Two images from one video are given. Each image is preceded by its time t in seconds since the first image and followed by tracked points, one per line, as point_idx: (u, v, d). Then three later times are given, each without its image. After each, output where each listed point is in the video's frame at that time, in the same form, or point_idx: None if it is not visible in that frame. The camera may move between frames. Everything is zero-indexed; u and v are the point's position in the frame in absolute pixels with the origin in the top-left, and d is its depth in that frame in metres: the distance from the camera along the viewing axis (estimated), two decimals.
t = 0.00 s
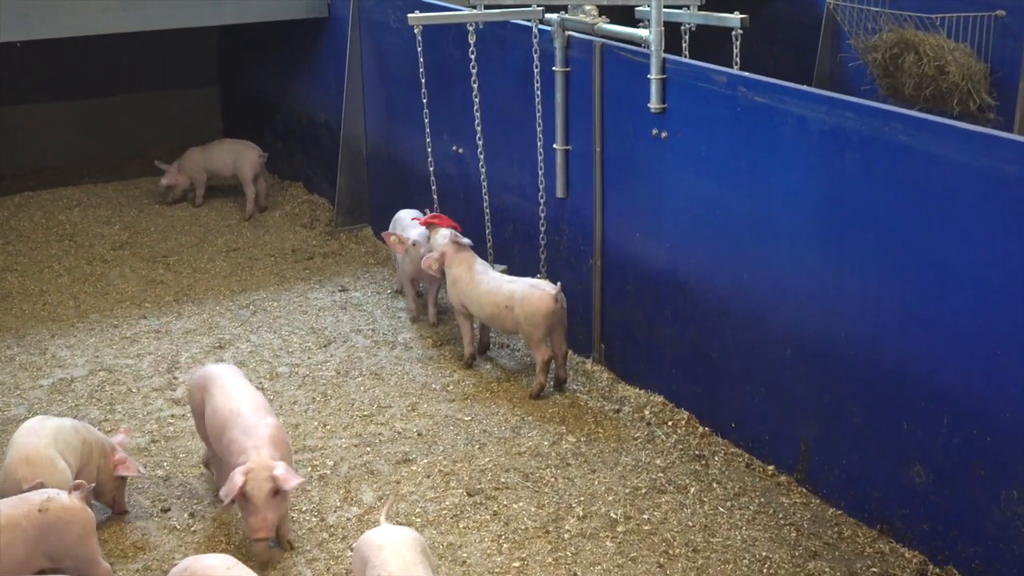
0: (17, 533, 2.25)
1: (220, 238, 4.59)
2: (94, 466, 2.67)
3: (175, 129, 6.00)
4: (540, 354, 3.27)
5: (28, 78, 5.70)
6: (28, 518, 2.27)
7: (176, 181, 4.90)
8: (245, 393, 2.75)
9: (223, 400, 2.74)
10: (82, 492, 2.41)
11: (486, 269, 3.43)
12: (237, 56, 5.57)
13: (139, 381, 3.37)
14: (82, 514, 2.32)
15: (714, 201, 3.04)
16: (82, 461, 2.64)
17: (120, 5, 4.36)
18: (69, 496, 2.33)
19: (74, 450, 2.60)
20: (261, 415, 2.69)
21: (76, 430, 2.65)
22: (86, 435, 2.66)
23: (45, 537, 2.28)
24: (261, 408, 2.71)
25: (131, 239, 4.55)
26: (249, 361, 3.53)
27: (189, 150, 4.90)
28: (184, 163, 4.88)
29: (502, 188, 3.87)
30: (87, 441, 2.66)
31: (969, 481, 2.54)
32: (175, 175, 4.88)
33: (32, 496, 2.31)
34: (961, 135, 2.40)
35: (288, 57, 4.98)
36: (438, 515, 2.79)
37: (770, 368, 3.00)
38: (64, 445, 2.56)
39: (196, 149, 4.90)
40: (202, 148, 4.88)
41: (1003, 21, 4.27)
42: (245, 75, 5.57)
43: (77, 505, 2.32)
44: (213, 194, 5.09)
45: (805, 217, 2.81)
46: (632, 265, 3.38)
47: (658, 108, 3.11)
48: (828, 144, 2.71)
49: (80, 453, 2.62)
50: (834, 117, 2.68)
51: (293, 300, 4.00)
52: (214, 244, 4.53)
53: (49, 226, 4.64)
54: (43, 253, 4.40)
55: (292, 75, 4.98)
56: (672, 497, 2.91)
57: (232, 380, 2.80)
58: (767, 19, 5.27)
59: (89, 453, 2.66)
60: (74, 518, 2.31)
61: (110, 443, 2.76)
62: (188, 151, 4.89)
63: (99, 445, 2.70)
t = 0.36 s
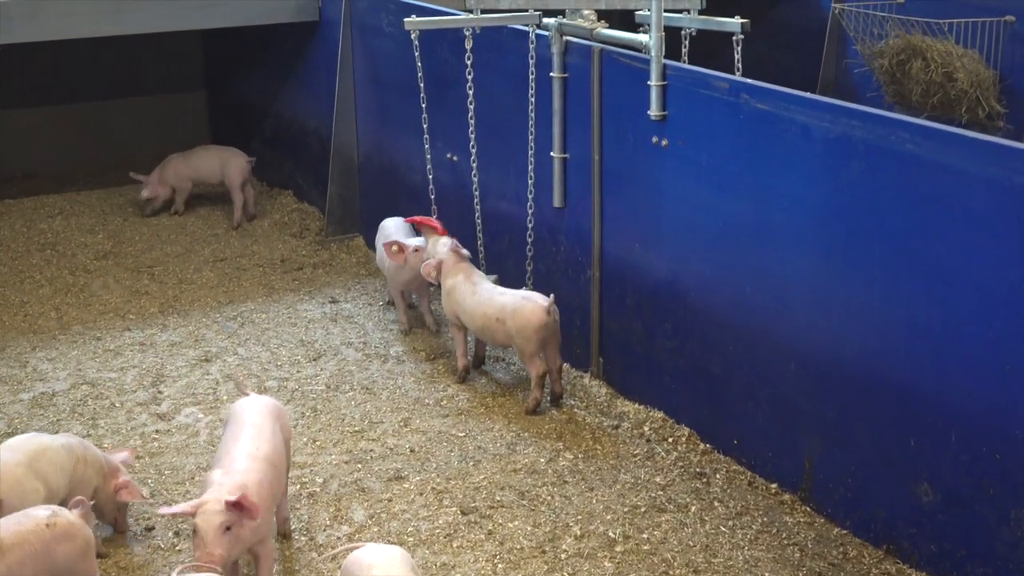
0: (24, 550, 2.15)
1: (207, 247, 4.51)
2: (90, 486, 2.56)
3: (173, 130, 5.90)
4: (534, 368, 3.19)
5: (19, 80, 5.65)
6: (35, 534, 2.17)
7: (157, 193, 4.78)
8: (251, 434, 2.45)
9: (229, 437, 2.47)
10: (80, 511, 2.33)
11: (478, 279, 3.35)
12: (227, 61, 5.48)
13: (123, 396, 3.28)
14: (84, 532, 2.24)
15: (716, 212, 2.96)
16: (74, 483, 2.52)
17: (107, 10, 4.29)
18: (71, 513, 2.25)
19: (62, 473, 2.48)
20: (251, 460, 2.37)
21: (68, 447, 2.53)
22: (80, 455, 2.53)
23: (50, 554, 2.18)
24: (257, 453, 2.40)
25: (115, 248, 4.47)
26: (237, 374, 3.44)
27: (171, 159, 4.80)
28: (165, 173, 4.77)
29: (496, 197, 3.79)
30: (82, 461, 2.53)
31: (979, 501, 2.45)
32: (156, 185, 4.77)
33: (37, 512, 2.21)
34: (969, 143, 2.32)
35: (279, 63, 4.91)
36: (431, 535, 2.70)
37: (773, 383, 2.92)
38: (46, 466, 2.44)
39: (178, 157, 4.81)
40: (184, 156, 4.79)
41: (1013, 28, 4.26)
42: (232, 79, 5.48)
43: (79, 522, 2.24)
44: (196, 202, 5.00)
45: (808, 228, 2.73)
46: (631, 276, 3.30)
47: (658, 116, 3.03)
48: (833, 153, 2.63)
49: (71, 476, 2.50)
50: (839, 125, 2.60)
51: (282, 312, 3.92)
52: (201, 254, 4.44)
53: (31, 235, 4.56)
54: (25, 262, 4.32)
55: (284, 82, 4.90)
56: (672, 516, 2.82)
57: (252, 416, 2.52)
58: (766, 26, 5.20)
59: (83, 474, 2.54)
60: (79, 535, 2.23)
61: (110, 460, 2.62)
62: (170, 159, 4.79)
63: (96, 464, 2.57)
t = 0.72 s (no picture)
0: None
1: (197, 260, 4.43)
2: (79, 512, 2.45)
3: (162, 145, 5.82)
4: (532, 383, 3.10)
5: (6, 89, 5.57)
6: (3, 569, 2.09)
7: (137, 208, 4.66)
8: (262, 472, 2.34)
9: (237, 477, 2.34)
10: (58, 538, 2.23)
11: (477, 292, 3.27)
12: (217, 70, 5.41)
13: (109, 414, 3.19)
14: (60, 562, 2.15)
15: (720, 224, 2.88)
16: (62, 509, 2.42)
17: (95, 18, 4.22)
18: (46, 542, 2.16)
19: (46, 499, 2.39)
20: (269, 500, 2.26)
21: (58, 471, 2.43)
22: (69, 480, 2.43)
23: None
24: (273, 492, 2.28)
25: (100, 262, 4.38)
26: (227, 391, 3.36)
27: (153, 172, 4.70)
28: (146, 186, 4.66)
29: (494, 208, 3.72)
30: (71, 487, 2.42)
31: (993, 524, 2.37)
32: (135, 201, 4.66)
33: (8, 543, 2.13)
34: (981, 154, 2.25)
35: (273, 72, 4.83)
36: (427, 557, 2.61)
37: (779, 402, 2.83)
38: (27, 492, 2.35)
39: (159, 170, 4.70)
40: (167, 168, 4.70)
41: None
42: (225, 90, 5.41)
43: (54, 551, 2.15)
44: (183, 215, 4.91)
45: (815, 242, 2.65)
46: (632, 290, 3.22)
47: (660, 126, 2.96)
48: (840, 164, 2.55)
49: (56, 502, 2.40)
50: (847, 136, 2.52)
51: (273, 327, 3.84)
52: (189, 267, 4.36)
53: (14, 248, 4.48)
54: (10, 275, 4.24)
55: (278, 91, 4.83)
56: (675, 539, 2.73)
57: (258, 453, 2.40)
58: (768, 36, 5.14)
59: (72, 499, 2.43)
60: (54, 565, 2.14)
61: (107, 484, 2.51)
62: (151, 171, 4.69)
63: (88, 490, 2.45)
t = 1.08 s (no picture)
0: None
1: (180, 274, 4.35)
2: (62, 539, 2.37)
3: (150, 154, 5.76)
4: (518, 399, 3.03)
5: None
6: None
7: (115, 220, 4.60)
8: (247, 503, 2.22)
9: (219, 507, 2.22)
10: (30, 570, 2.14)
11: (465, 305, 3.20)
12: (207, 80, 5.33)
13: (90, 434, 3.11)
14: None
15: (720, 236, 2.81)
16: (44, 534, 2.34)
17: (81, 26, 4.14)
18: None
19: (24, 524, 2.31)
20: (250, 530, 2.13)
21: (43, 495, 2.35)
22: (52, 506, 2.35)
23: None
24: (257, 522, 2.17)
25: (82, 275, 4.31)
26: (212, 410, 3.27)
27: (132, 184, 4.62)
28: (125, 198, 4.59)
29: (487, 220, 3.64)
30: (52, 512, 2.34)
31: (1004, 546, 2.29)
32: (114, 212, 4.59)
33: None
34: (988, 165, 2.17)
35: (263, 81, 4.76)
36: None
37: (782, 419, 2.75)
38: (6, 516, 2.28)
39: (139, 182, 4.61)
40: (146, 180, 4.61)
41: None
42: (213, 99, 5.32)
43: None
44: (167, 228, 4.84)
45: (818, 254, 2.57)
46: (631, 304, 3.14)
47: (658, 135, 2.88)
48: (843, 175, 2.48)
49: (35, 528, 2.32)
50: (851, 145, 2.45)
51: (260, 343, 3.75)
52: (173, 281, 4.28)
53: None
54: None
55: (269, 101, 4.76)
56: (674, 561, 2.65)
57: (242, 484, 2.29)
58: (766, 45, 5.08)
59: (54, 525, 2.35)
60: None
61: (95, 510, 2.41)
62: (130, 184, 4.61)
63: (72, 516, 2.36)
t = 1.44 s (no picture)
0: None
1: (169, 281, 4.27)
2: (47, 557, 2.30)
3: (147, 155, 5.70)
4: (518, 410, 2.95)
5: None
6: None
7: (99, 225, 4.52)
8: (229, 531, 2.09)
9: (208, 529, 2.12)
10: None
11: (460, 315, 3.12)
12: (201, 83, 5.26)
13: (75, 446, 3.03)
14: None
15: (724, 241, 2.73)
16: (26, 552, 2.28)
17: (71, 26, 4.06)
18: None
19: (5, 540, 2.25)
20: (204, 563, 2.01)
21: (26, 511, 2.29)
22: (35, 524, 2.28)
23: None
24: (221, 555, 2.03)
25: (68, 282, 4.23)
26: (202, 420, 3.20)
27: (116, 188, 4.55)
28: (109, 203, 4.51)
29: (485, 225, 3.56)
30: (34, 531, 2.28)
31: (1019, 559, 2.21)
32: (98, 218, 4.51)
33: None
34: (1002, 167, 2.10)
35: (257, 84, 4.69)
36: None
37: (788, 429, 2.67)
38: None
39: (123, 186, 4.55)
40: (131, 184, 4.55)
41: None
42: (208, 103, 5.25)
43: None
44: (154, 234, 4.76)
45: (825, 260, 2.50)
46: (632, 310, 3.06)
47: (661, 137, 2.81)
48: (850, 179, 2.40)
49: (15, 546, 2.25)
50: (859, 147, 2.37)
51: (252, 352, 3.68)
52: (162, 287, 4.21)
53: None
54: None
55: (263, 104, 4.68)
56: None
57: (247, 509, 2.13)
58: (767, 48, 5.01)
59: (36, 543, 2.28)
60: None
61: (83, 528, 2.33)
62: (114, 189, 4.54)
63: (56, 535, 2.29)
